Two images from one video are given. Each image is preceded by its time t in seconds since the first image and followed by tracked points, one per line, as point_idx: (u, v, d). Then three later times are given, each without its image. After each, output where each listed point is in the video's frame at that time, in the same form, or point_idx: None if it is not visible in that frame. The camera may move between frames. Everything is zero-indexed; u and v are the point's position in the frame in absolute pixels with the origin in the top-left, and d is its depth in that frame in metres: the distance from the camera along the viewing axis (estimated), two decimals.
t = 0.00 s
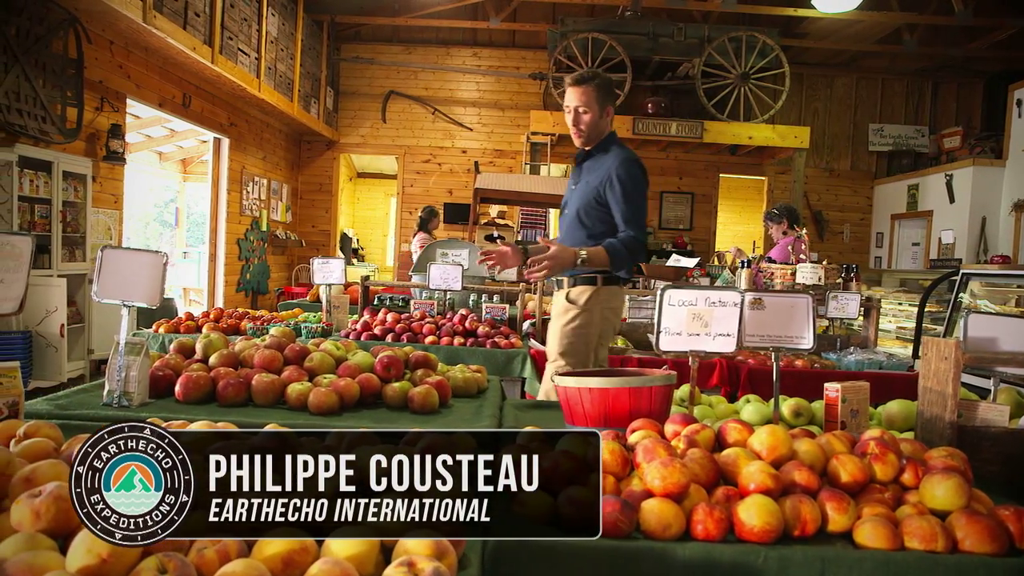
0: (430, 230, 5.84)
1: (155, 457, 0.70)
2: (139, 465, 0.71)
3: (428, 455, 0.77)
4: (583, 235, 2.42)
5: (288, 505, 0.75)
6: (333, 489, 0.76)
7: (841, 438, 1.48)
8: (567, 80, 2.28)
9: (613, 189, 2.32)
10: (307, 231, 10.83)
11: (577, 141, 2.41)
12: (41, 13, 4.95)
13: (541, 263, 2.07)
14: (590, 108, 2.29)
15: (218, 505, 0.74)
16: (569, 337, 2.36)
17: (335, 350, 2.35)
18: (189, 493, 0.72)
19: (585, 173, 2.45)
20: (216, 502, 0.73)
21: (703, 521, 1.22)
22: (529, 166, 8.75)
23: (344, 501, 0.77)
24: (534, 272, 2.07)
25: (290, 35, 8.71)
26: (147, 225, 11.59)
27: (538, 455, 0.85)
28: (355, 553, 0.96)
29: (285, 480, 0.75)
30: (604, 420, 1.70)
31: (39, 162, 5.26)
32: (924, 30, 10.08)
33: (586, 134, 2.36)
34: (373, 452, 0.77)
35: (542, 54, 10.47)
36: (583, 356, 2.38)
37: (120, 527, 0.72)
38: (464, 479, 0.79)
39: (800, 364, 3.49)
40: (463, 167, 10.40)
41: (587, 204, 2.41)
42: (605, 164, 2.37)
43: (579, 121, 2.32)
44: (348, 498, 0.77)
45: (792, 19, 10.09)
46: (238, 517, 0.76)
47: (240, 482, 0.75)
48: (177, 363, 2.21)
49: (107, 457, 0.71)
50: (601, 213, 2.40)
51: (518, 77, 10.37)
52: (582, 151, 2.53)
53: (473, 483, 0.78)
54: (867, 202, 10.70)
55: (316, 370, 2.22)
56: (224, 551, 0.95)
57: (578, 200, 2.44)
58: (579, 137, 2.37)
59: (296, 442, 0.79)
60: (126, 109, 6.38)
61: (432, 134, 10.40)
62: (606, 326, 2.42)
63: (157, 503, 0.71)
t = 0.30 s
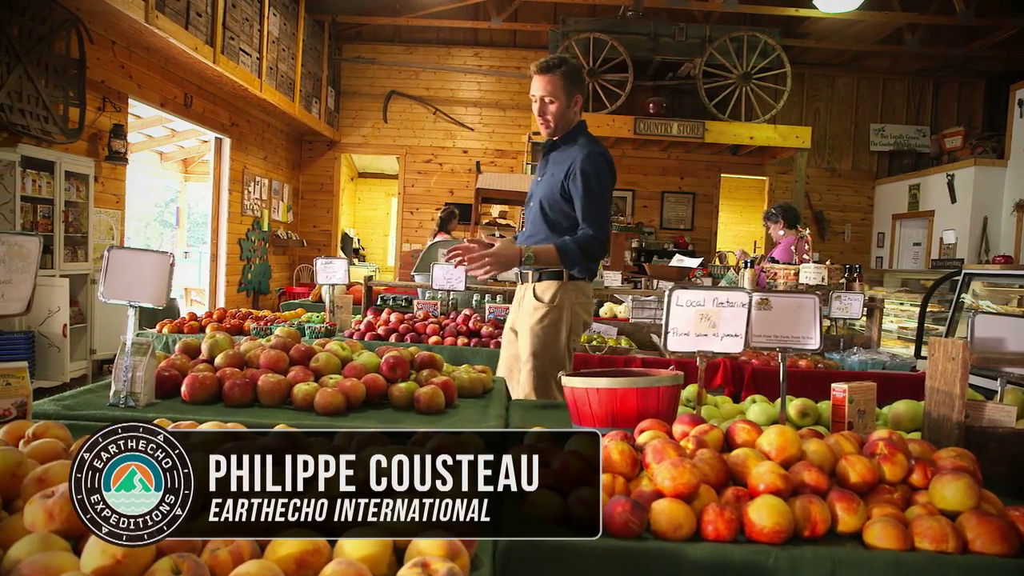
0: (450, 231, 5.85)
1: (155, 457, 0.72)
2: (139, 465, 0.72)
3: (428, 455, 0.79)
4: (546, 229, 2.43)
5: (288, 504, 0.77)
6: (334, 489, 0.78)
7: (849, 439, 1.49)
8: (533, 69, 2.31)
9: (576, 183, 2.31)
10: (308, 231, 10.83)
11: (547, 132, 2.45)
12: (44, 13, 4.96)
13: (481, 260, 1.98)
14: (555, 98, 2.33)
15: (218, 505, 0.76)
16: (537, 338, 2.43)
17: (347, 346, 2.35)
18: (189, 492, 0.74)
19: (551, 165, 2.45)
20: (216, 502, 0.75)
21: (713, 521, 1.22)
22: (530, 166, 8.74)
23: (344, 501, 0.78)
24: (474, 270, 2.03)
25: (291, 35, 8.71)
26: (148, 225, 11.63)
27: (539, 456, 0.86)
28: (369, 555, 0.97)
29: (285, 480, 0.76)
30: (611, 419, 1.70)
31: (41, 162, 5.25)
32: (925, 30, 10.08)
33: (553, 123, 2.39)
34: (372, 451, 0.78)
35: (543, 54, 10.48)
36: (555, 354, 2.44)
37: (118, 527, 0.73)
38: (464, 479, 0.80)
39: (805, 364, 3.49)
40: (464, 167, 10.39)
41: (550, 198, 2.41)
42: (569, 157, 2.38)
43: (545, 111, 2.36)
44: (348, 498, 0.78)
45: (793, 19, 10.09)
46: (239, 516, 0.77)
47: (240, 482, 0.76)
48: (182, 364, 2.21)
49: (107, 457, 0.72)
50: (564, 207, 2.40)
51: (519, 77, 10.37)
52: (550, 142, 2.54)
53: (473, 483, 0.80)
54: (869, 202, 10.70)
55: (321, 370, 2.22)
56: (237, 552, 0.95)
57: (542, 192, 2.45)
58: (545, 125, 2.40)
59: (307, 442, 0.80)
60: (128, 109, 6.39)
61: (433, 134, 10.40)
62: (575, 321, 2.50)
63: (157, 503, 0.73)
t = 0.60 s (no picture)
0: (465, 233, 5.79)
1: (155, 457, 0.73)
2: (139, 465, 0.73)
3: (429, 455, 0.79)
4: (541, 231, 2.44)
5: (288, 505, 0.77)
6: (334, 489, 0.78)
7: (858, 439, 1.49)
8: (516, 66, 2.22)
9: (578, 186, 2.34)
10: (310, 231, 10.83)
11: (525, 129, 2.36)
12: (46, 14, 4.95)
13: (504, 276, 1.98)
14: (539, 96, 2.24)
15: (218, 505, 0.77)
16: (535, 338, 2.43)
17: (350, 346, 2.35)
18: (189, 492, 0.74)
19: (540, 165, 2.43)
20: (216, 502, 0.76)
21: (724, 522, 1.22)
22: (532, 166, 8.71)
23: (344, 501, 0.79)
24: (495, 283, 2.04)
25: (292, 35, 8.71)
26: (148, 225, 11.66)
27: (539, 456, 0.86)
28: (383, 556, 0.97)
29: (285, 481, 0.77)
30: (619, 419, 1.70)
31: (43, 162, 5.25)
32: (926, 30, 10.09)
33: (538, 124, 2.31)
34: (373, 451, 0.78)
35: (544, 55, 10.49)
36: (553, 352, 2.46)
37: (119, 527, 0.75)
38: (464, 480, 0.80)
39: (810, 365, 3.49)
40: (465, 167, 10.40)
41: (546, 201, 2.41)
42: (565, 158, 2.37)
43: (530, 112, 2.27)
44: (348, 498, 0.78)
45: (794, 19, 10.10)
46: (238, 516, 0.78)
47: (240, 482, 0.77)
48: (188, 364, 2.20)
49: (108, 457, 0.73)
50: (559, 209, 2.41)
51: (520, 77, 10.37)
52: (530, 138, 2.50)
53: (473, 483, 0.80)
54: (870, 202, 10.70)
55: (327, 371, 2.22)
56: (251, 554, 0.95)
57: (533, 194, 2.42)
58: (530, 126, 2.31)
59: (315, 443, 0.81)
60: (130, 110, 6.39)
61: (435, 134, 10.41)
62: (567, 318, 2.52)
63: (158, 502, 0.74)
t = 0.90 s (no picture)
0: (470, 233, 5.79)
1: (155, 457, 0.73)
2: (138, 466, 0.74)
3: (428, 455, 0.80)
4: (535, 233, 2.51)
5: (288, 505, 0.79)
6: (334, 489, 0.79)
7: (867, 440, 1.49)
8: (505, 63, 2.18)
9: (570, 189, 2.52)
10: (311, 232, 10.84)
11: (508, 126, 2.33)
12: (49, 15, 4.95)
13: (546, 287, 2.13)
14: (526, 94, 2.24)
15: (218, 505, 0.78)
16: (534, 339, 2.48)
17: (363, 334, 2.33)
18: (188, 491, 0.75)
19: (527, 168, 2.49)
20: (215, 502, 0.77)
21: (736, 523, 1.22)
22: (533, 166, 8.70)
23: (344, 501, 0.79)
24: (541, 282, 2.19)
25: (294, 36, 8.72)
26: (148, 225, 11.67)
27: (536, 456, 0.87)
28: (398, 558, 0.97)
29: (285, 481, 0.78)
30: (627, 421, 1.70)
31: (46, 163, 5.25)
32: (927, 31, 10.10)
33: (523, 122, 2.31)
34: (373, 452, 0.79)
35: (545, 55, 10.48)
36: (548, 349, 2.53)
37: (121, 528, 0.76)
38: (464, 479, 0.81)
39: (814, 366, 3.50)
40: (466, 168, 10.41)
41: (539, 203, 2.50)
42: (554, 161, 2.50)
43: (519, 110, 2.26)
44: (348, 497, 0.79)
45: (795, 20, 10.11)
46: (238, 516, 0.79)
47: (240, 482, 0.77)
48: (194, 366, 2.20)
49: (107, 457, 0.74)
50: (550, 210, 2.53)
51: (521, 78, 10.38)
52: (507, 140, 2.51)
53: (473, 482, 0.80)
54: (871, 202, 10.70)
55: (334, 372, 2.22)
56: (265, 556, 0.95)
57: (526, 197, 2.48)
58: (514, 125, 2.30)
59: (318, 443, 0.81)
60: (132, 110, 6.39)
61: (436, 135, 10.42)
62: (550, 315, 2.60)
63: (157, 503, 0.75)
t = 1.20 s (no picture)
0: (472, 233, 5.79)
1: (155, 458, 0.76)
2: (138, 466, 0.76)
3: (428, 455, 0.81)
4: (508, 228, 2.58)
5: (288, 504, 0.79)
6: (333, 489, 0.80)
7: (877, 442, 1.49)
8: (476, 56, 2.20)
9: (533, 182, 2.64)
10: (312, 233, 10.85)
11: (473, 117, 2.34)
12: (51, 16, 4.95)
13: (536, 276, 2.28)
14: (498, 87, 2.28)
15: (218, 505, 0.78)
16: (513, 335, 2.64)
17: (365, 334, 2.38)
18: (188, 492, 0.77)
19: (497, 163, 2.55)
20: (216, 502, 0.78)
21: (747, 524, 1.22)
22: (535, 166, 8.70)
23: (344, 501, 0.80)
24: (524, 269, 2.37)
25: (295, 37, 8.72)
26: (148, 226, 11.69)
27: (537, 455, 0.87)
28: (411, 559, 0.97)
29: (285, 481, 0.79)
30: (636, 422, 1.70)
31: (48, 163, 5.25)
32: (927, 32, 10.11)
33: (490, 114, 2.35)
34: (374, 452, 0.79)
35: (546, 56, 10.49)
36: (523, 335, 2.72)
37: (118, 527, 0.77)
38: (464, 479, 0.82)
39: (818, 367, 3.50)
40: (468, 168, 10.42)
41: (510, 198, 2.57)
42: (519, 155, 2.59)
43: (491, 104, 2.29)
44: (348, 498, 0.79)
45: (796, 20, 10.13)
46: (238, 516, 0.80)
47: (240, 482, 0.78)
48: (200, 367, 2.21)
49: (107, 458, 0.76)
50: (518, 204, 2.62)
51: (522, 78, 10.39)
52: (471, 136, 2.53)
53: (473, 482, 0.81)
54: (872, 203, 10.71)
55: (340, 373, 2.22)
56: (280, 558, 0.95)
57: (499, 193, 2.54)
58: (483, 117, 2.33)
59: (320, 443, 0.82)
60: (134, 111, 6.39)
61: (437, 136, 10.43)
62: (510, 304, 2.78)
63: (157, 503, 0.77)
